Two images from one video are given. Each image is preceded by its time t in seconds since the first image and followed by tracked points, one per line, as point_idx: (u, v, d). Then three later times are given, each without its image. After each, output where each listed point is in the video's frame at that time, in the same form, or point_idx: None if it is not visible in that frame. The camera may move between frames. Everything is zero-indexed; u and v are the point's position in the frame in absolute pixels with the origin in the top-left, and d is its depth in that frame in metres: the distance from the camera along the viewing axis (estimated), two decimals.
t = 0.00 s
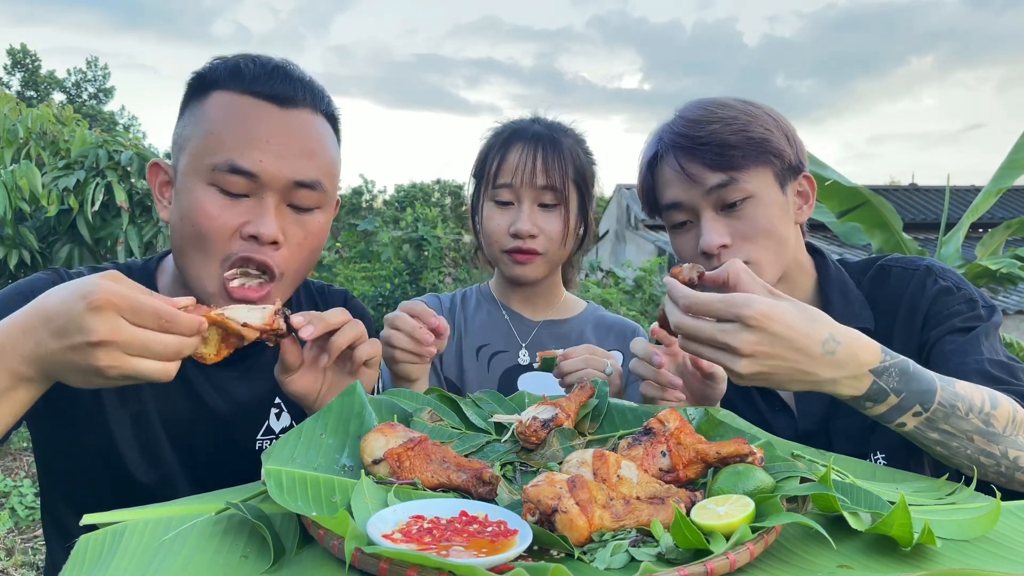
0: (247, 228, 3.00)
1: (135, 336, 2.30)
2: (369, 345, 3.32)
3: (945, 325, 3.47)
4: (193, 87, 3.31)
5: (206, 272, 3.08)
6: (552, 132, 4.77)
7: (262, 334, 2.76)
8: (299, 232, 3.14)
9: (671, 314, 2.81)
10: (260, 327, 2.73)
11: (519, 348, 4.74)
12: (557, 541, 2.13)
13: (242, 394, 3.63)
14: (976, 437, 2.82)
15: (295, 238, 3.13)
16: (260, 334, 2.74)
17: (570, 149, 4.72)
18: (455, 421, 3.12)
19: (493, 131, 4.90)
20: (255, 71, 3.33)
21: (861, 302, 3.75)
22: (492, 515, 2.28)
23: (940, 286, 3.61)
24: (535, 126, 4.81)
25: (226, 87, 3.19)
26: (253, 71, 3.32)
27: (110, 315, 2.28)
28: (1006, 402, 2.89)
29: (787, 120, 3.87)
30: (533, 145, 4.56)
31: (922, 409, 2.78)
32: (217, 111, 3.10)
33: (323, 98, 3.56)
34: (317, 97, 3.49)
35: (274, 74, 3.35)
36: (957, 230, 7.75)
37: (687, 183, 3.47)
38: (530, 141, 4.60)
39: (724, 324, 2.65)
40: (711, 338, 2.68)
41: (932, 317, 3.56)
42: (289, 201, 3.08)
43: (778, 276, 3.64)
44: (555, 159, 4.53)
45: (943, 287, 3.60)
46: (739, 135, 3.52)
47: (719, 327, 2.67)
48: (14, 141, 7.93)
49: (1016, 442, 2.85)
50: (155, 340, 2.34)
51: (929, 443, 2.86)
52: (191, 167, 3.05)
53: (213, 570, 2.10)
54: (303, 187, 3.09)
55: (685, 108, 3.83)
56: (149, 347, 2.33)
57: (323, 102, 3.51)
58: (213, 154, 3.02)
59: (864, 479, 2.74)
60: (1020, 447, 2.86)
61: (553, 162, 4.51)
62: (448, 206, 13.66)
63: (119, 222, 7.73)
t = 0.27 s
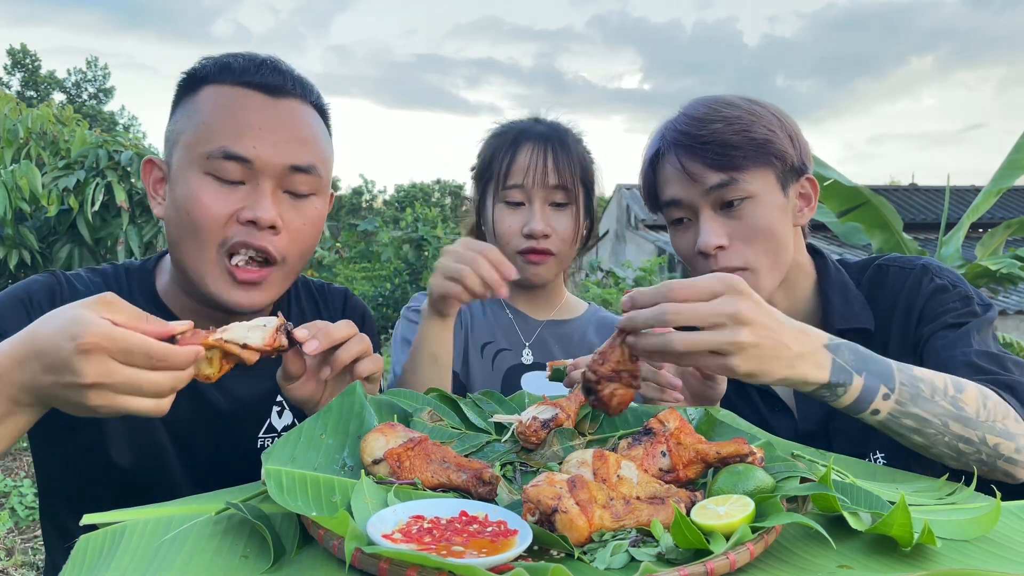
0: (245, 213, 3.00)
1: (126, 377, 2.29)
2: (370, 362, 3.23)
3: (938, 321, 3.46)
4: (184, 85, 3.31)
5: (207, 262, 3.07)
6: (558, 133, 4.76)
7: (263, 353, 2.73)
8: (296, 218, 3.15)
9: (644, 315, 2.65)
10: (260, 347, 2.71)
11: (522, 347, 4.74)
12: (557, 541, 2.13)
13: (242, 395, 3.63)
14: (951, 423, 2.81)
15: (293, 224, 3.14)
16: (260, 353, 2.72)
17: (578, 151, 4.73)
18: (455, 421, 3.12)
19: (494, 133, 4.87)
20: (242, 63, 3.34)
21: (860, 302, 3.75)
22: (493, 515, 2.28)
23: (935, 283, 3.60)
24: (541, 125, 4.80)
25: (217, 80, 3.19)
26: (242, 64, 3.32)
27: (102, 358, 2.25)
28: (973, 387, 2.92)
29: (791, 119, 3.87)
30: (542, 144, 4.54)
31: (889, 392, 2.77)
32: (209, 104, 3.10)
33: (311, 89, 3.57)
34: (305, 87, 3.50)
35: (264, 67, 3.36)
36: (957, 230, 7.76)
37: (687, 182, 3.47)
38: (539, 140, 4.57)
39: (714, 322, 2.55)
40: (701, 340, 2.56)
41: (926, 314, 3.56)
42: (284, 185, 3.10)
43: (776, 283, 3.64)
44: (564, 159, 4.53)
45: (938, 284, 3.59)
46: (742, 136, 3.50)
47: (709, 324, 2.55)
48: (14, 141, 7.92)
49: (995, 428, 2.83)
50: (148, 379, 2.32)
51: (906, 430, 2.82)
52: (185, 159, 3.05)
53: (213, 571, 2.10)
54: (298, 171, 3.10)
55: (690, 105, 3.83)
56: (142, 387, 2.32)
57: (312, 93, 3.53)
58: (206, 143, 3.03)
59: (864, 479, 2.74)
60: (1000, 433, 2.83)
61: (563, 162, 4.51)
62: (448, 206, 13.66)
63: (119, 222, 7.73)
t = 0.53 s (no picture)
0: (244, 204, 3.00)
1: (98, 407, 2.29)
2: (386, 384, 3.24)
3: (931, 320, 3.47)
4: (175, 81, 3.30)
5: (208, 255, 3.04)
6: (565, 129, 4.81)
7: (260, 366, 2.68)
8: (296, 209, 3.15)
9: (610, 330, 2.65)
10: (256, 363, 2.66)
11: (527, 346, 4.71)
12: (557, 541, 2.13)
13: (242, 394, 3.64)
14: (926, 417, 2.82)
15: (293, 215, 3.13)
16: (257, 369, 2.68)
17: (585, 146, 4.79)
18: (455, 421, 3.12)
19: (495, 133, 4.88)
20: (233, 57, 3.36)
21: (857, 302, 3.75)
22: (493, 515, 2.28)
23: (928, 282, 3.61)
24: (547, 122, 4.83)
25: (208, 76, 3.20)
26: (233, 59, 3.33)
27: (72, 388, 2.25)
28: (947, 381, 2.94)
29: (800, 118, 3.88)
30: (555, 139, 4.57)
31: (858, 388, 2.81)
32: (203, 98, 3.10)
33: (301, 82, 3.57)
34: (296, 81, 3.50)
35: (254, 60, 3.37)
36: (957, 230, 7.76)
37: (694, 177, 3.48)
38: (551, 135, 4.59)
39: (672, 319, 2.59)
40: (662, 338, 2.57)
41: (919, 314, 3.57)
42: (281, 176, 3.10)
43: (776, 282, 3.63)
44: (577, 154, 4.58)
45: (931, 284, 3.60)
46: (749, 134, 3.51)
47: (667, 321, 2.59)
48: (14, 141, 7.92)
49: (975, 422, 2.84)
50: (120, 407, 2.32)
51: (881, 429, 2.83)
52: (181, 154, 3.05)
53: (213, 571, 2.10)
54: (294, 162, 3.11)
55: (699, 100, 3.84)
56: (113, 415, 2.32)
57: (302, 86, 3.54)
58: (201, 136, 3.03)
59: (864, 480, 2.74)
60: (978, 427, 2.84)
61: (576, 158, 4.55)
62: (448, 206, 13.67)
63: (119, 222, 7.73)
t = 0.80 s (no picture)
0: (242, 196, 3.00)
1: (85, 428, 2.30)
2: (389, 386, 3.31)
3: (939, 323, 3.46)
4: (178, 79, 3.31)
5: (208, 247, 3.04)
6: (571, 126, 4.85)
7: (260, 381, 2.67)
8: (295, 202, 3.14)
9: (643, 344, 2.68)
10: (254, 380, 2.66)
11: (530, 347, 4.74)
12: (557, 541, 2.13)
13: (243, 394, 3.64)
14: (957, 418, 2.82)
15: (291, 207, 3.12)
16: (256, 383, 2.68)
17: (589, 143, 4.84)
18: (455, 421, 3.12)
19: (497, 133, 4.89)
20: (233, 54, 3.39)
21: (857, 304, 3.77)
22: (492, 515, 2.28)
23: (934, 284, 3.60)
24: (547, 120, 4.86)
25: (210, 71, 3.21)
26: (234, 55, 3.35)
27: (58, 409, 2.26)
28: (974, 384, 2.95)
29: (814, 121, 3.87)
30: (565, 134, 4.59)
31: (892, 387, 2.81)
32: (203, 93, 3.12)
33: (303, 81, 3.56)
34: (296, 77, 3.50)
35: (254, 57, 3.39)
36: (957, 230, 7.76)
37: (712, 169, 3.47)
38: (562, 130, 4.61)
39: (707, 339, 2.62)
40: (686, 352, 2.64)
41: (926, 316, 3.56)
42: (279, 168, 3.10)
43: (781, 280, 3.63)
44: (586, 150, 4.63)
45: (937, 286, 3.58)
46: (769, 129, 3.51)
47: (698, 339, 2.62)
48: (14, 141, 7.92)
49: (1001, 423, 2.84)
50: (106, 429, 2.33)
51: (913, 429, 2.82)
52: (181, 147, 3.06)
53: (213, 571, 2.10)
54: (291, 154, 3.12)
55: (719, 91, 3.83)
56: (102, 436, 2.34)
57: (303, 83, 3.54)
58: (200, 129, 3.04)
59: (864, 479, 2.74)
60: (1007, 429, 2.84)
61: (586, 154, 4.60)
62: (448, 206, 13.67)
63: (119, 222, 7.74)
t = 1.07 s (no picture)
0: (236, 191, 3.00)
1: (83, 387, 2.28)
2: (385, 359, 3.26)
3: (964, 331, 3.49)
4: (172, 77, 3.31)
5: (203, 242, 3.04)
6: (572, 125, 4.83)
7: (263, 378, 2.64)
8: (289, 197, 3.14)
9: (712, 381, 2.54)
10: (258, 372, 2.62)
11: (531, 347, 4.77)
12: (557, 541, 2.13)
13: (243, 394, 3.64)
14: (1008, 428, 2.86)
15: (286, 202, 3.12)
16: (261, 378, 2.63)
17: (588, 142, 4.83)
18: (455, 421, 3.12)
19: (499, 132, 4.89)
20: (226, 50, 3.38)
21: (870, 306, 3.74)
22: (492, 515, 2.28)
23: (955, 291, 3.62)
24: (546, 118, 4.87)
25: (204, 68, 3.22)
26: (226, 51, 3.36)
27: (60, 365, 2.26)
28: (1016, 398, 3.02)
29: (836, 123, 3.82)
30: (568, 135, 4.59)
31: (945, 396, 2.84)
32: (197, 90, 3.13)
33: (295, 75, 3.55)
34: (290, 73, 3.50)
35: (247, 53, 3.39)
36: (958, 230, 7.75)
37: (734, 157, 3.48)
38: (563, 131, 4.61)
39: (771, 362, 2.51)
40: (753, 379, 2.52)
41: (947, 323, 3.58)
42: (273, 164, 3.10)
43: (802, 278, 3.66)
44: (586, 150, 4.62)
45: (958, 293, 3.61)
46: (794, 121, 3.50)
47: (761, 363, 2.51)
48: (14, 141, 7.92)
49: None
50: (104, 391, 2.30)
51: (965, 438, 2.85)
52: (176, 143, 3.06)
53: (214, 571, 2.10)
54: (285, 148, 3.11)
55: (742, 83, 3.80)
56: (98, 400, 2.30)
57: (296, 78, 3.53)
58: (195, 125, 3.04)
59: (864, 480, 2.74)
60: None
61: (586, 155, 4.60)
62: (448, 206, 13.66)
63: (119, 222, 7.74)
